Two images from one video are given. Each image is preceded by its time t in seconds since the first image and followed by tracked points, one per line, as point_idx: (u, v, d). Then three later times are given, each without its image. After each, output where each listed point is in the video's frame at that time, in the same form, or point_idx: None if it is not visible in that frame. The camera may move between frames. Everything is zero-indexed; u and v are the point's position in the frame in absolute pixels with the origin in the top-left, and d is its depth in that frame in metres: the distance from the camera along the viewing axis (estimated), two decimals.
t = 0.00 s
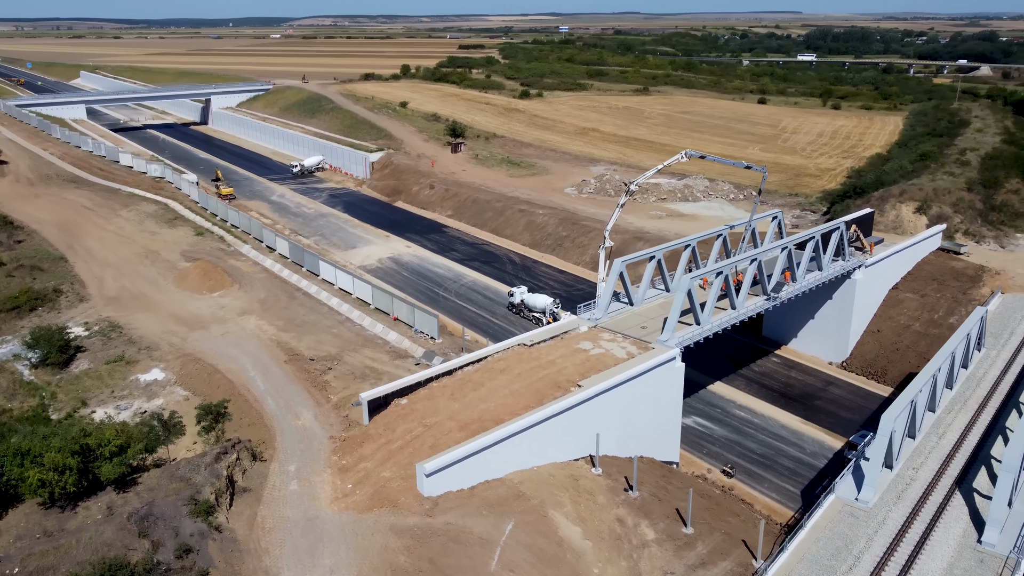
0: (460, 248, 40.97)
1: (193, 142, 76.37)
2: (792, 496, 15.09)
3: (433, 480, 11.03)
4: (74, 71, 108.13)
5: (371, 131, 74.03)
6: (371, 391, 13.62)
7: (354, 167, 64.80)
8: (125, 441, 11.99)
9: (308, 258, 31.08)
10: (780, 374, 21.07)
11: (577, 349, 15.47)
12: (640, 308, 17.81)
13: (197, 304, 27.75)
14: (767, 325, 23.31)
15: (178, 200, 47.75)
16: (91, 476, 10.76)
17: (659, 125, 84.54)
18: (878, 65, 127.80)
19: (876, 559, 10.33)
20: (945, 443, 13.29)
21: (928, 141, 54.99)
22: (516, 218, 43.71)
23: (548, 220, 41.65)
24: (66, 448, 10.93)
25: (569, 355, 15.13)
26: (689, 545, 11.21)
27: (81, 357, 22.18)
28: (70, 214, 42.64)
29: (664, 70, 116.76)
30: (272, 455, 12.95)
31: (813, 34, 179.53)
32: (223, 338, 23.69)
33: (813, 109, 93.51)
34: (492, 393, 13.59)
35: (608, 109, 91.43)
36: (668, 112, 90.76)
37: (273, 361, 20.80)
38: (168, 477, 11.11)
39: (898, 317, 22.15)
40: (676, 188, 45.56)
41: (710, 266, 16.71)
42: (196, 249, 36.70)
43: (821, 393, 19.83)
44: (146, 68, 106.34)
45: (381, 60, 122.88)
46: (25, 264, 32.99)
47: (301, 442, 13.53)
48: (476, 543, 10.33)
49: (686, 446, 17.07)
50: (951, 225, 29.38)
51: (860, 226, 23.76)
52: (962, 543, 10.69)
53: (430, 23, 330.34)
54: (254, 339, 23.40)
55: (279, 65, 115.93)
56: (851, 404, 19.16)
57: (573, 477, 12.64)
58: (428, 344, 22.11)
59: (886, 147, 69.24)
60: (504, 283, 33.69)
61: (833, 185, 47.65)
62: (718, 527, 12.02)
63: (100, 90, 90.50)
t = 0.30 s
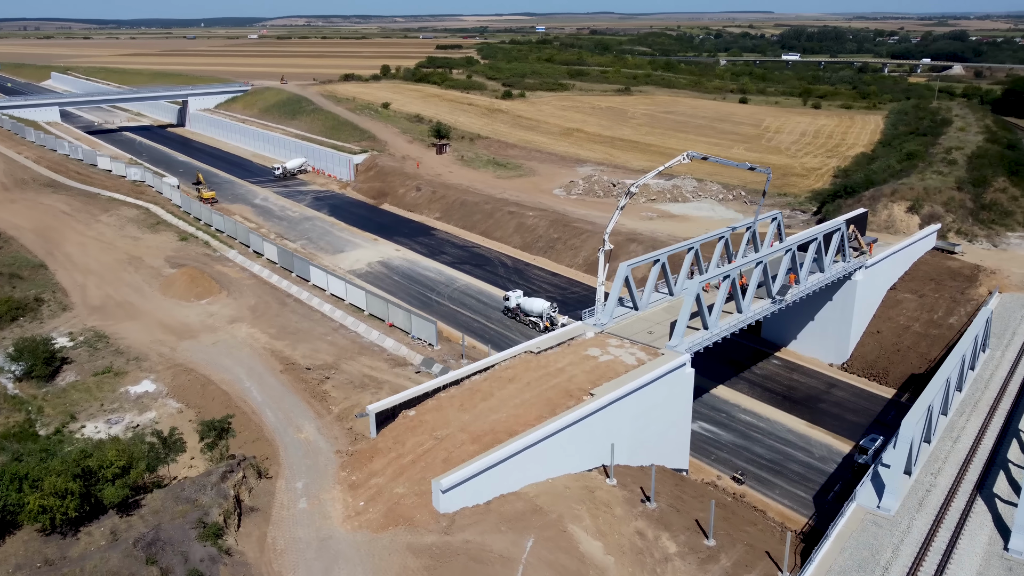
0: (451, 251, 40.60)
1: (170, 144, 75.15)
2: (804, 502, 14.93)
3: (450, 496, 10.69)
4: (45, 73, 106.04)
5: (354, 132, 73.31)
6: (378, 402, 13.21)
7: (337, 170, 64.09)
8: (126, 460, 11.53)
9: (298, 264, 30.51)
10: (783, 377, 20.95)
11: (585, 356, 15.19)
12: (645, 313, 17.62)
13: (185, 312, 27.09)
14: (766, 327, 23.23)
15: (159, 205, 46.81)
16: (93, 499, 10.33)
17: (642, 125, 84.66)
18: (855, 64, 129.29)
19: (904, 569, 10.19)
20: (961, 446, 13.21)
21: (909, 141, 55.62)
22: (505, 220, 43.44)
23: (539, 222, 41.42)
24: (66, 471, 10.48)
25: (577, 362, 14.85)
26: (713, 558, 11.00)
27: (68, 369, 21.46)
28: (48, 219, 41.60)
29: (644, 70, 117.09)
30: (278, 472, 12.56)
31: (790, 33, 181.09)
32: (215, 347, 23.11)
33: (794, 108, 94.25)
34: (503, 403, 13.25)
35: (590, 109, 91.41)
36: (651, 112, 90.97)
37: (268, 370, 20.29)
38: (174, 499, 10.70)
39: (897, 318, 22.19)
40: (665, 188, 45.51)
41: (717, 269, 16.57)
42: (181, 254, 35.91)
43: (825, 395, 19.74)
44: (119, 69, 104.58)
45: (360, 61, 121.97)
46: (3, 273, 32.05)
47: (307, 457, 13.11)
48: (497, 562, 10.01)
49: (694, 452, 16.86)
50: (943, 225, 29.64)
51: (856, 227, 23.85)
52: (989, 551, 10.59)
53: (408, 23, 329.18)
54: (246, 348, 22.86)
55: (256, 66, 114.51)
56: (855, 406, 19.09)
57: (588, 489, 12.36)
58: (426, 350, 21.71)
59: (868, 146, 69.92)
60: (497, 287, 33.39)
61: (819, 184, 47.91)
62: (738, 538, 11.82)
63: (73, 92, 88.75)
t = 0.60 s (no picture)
0: (441, 254, 40.27)
1: (148, 147, 73.90)
2: (818, 507, 14.76)
3: (468, 513, 10.37)
4: (15, 75, 103.90)
5: (337, 134, 72.60)
6: (387, 414, 12.81)
7: (321, 172, 63.38)
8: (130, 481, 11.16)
9: (288, 269, 29.97)
10: (785, 380, 20.85)
11: (595, 363, 14.93)
12: (651, 317, 17.43)
13: (174, 320, 26.43)
14: (766, 329, 23.16)
15: (141, 209, 45.88)
16: (99, 524, 9.97)
17: (626, 125, 84.81)
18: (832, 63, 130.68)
19: None
20: (978, 450, 13.12)
21: (891, 141, 56.24)
22: (495, 222, 43.16)
23: (530, 224, 41.20)
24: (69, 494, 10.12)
25: (587, 369, 14.57)
26: (737, 570, 10.83)
27: (54, 382, 20.75)
28: (25, 225, 40.55)
29: (624, 70, 117.47)
30: (285, 488, 12.19)
31: (766, 33, 182.68)
32: (207, 356, 22.52)
33: (775, 108, 94.99)
34: (515, 413, 12.92)
35: (574, 110, 91.38)
36: (634, 112, 91.15)
37: (265, 379, 19.80)
38: (182, 521, 10.35)
39: (897, 318, 22.21)
40: (655, 189, 45.52)
41: (725, 272, 16.38)
42: (166, 260, 35.13)
43: (829, 398, 19.66)
44: (92, 70, 102.71)
45: (339, 62, 120.98)
46: None
47: (314, 472, 12.72)
48: None
49: (703, 458, 16.66)
50: (936, 224, 29.93)
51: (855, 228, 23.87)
52: (1018, 557, 10.48)
53: (385, 23, 327.07)
54: (239, 356, 22.31)
55: (233, 67, 113.01)
56: (860, 408, 19.03)
57: (605, 500, 12.09)
58: (425, 357, 21.35)
59: (851, 146, 70.63)
60: (491, 290, 33.14)
61: (807, 184, 48.21)
62: (760, 548, 11.62)
63: (46, 94, 87.06)
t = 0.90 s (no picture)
0: (432, 258, 39.97)
1: (125, 149, 72.53)
2: (832, 512, 14.63)
3: (490, 529, 10.06)
4: None
5: (319, 135, 71.82)
6: (398, 426, 12.43)
7: (304, 174, 62.61)
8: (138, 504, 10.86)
9: (279, 274, 29.43)
10: (788, 381, 20.76)
11: (605, 369, 14.67)
12: (658, 321, 17.27)
13: (163, 327, 25.77)
14: (766, 331, 23.09)
15: (122, 213, 44.92)
16: (108, 549, 9.68)
17: (610, 125, 84.86)
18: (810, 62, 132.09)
19: None
20: (994, 452, 13.06)
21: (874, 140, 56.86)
22: (486, 224, 42.92)
23: (521, 226, 40.98)
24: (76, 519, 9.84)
25: (599, 377, 14.30)
26: None
27: (42, 395, 20.04)
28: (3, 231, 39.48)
29: (605, 70, 117.70)
30: (296, 505, 11.85)
31: (741, 32, 184.51)
32: (200, 366, 21.94)
33: (757, 107, 95.64)
34: (529, 423, 12.62)
35: (557, 110, 91.28)
36: (617, 112, 91.28)
37: (261, 389, 19.32)
38: (193, 544, 10.06)
39: (897, 318, 22.30)
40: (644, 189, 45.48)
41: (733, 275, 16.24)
42: (151, 266, 34.33)
43: (834, 400, 19.61)
44: (64, 72, 100.76)
45: (318, 62, 119.88)
46: None
47: (324, 487, 12.34)
48: None
49: (712, 464, 16.47)
50: (929, 223, 30.22)
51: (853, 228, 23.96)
52: None
53: (360, 24, 325.11)
54: (233, 365, 21.77)
55: (211, 67, 111.49)
56: (865, 410, 18.99)
57: (624, 512, 11.85)
58: (425, 364, 20.99)
59: (834, 146, 71.34)
60: (486, 294, 32.90)
61: (794, 184, 48.54)
62: (783, 558, 11.45)
63: (17, 96, 85.13)
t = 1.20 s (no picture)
0: (423, 261, 39.69)
1: (100, 152, 71.11)
2: (846, 516, 14.52)
3: (514, 544, 9.75)
4: None
5: (301, 136, 71.00)
6: (410, 438, 12.06)
7: (287, 176, 61.83)
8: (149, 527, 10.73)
9: (270, 280, 28.91)
10: (791, 383, 20.68)
11: (617, 375, 14.43)
12: (664, 325, 17.12)
13: (151, 336, 25.11)
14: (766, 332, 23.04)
15: (102, 218, 43.94)
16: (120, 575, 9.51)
17: (593, 125, 84.88)
18: (788, 62, 133.35)
19: None
20: (1010, 455, 13.02)
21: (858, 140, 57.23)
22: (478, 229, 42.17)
23: (512, 227, 40.85)
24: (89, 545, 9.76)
25: (611, 383, 14.06)
26: None
27: (30, 409, 19.35)
28: None
29: (585, 70, 117.85)
30: (308, 523, 11.60)
31: (716, 32, 186.13)
32: (193, 375, 21.38)
33: (738, 106, 96.23)
34: (545, 433, 12.34)
35: (540, 110, 91.12)
36: (600, 112, 91.39)
37: (259, 399, 18.87)
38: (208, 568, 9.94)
39: (896, 318, 22.40)
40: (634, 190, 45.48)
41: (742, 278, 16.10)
42: (136, 272, 33.53)
43: (838, 401, 19.57)
44: (35, 73, 98.66)
45: (296, 63, 118.68)
46: None
47: (335, 503, 12.02)
48: None
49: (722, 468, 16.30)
50: (921, 221, 30.61)
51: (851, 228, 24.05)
52: None
53: (335, 26, 323.72)
54: (228, 374, 21.24)
55: (186, 68, 109.84)
56: (870, 411, 18.97)
57: (645, 522, 11.62)
58: (425, 370, 20.67)
59: (816, 146, 71.98)
60: (480, 298, 32.72)
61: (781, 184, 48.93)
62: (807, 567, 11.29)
63: None
